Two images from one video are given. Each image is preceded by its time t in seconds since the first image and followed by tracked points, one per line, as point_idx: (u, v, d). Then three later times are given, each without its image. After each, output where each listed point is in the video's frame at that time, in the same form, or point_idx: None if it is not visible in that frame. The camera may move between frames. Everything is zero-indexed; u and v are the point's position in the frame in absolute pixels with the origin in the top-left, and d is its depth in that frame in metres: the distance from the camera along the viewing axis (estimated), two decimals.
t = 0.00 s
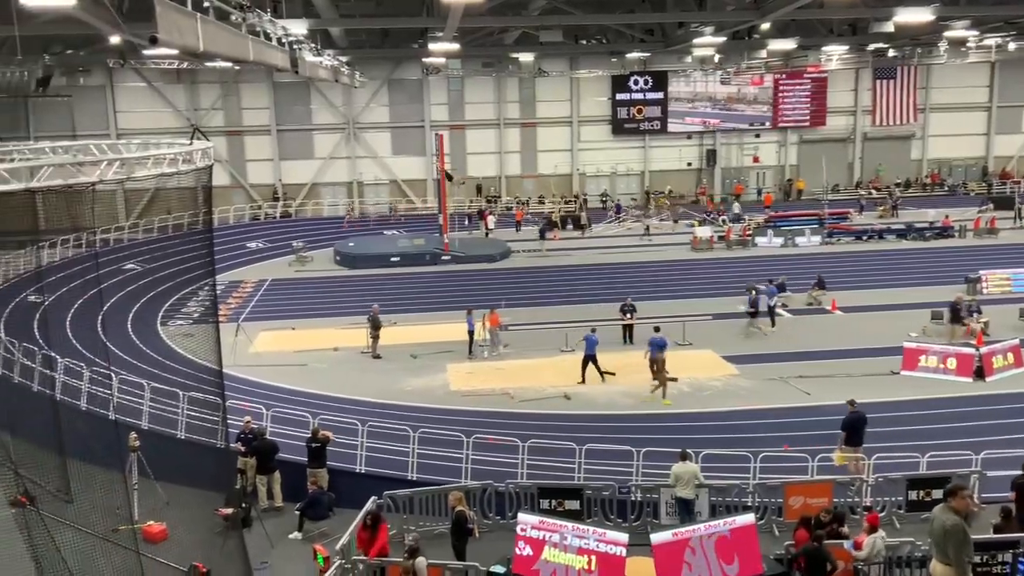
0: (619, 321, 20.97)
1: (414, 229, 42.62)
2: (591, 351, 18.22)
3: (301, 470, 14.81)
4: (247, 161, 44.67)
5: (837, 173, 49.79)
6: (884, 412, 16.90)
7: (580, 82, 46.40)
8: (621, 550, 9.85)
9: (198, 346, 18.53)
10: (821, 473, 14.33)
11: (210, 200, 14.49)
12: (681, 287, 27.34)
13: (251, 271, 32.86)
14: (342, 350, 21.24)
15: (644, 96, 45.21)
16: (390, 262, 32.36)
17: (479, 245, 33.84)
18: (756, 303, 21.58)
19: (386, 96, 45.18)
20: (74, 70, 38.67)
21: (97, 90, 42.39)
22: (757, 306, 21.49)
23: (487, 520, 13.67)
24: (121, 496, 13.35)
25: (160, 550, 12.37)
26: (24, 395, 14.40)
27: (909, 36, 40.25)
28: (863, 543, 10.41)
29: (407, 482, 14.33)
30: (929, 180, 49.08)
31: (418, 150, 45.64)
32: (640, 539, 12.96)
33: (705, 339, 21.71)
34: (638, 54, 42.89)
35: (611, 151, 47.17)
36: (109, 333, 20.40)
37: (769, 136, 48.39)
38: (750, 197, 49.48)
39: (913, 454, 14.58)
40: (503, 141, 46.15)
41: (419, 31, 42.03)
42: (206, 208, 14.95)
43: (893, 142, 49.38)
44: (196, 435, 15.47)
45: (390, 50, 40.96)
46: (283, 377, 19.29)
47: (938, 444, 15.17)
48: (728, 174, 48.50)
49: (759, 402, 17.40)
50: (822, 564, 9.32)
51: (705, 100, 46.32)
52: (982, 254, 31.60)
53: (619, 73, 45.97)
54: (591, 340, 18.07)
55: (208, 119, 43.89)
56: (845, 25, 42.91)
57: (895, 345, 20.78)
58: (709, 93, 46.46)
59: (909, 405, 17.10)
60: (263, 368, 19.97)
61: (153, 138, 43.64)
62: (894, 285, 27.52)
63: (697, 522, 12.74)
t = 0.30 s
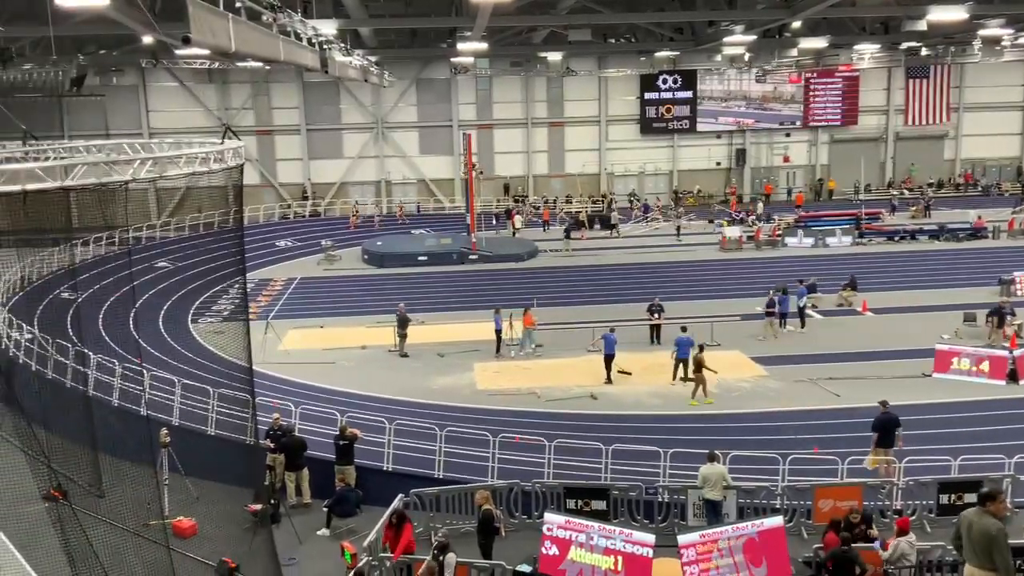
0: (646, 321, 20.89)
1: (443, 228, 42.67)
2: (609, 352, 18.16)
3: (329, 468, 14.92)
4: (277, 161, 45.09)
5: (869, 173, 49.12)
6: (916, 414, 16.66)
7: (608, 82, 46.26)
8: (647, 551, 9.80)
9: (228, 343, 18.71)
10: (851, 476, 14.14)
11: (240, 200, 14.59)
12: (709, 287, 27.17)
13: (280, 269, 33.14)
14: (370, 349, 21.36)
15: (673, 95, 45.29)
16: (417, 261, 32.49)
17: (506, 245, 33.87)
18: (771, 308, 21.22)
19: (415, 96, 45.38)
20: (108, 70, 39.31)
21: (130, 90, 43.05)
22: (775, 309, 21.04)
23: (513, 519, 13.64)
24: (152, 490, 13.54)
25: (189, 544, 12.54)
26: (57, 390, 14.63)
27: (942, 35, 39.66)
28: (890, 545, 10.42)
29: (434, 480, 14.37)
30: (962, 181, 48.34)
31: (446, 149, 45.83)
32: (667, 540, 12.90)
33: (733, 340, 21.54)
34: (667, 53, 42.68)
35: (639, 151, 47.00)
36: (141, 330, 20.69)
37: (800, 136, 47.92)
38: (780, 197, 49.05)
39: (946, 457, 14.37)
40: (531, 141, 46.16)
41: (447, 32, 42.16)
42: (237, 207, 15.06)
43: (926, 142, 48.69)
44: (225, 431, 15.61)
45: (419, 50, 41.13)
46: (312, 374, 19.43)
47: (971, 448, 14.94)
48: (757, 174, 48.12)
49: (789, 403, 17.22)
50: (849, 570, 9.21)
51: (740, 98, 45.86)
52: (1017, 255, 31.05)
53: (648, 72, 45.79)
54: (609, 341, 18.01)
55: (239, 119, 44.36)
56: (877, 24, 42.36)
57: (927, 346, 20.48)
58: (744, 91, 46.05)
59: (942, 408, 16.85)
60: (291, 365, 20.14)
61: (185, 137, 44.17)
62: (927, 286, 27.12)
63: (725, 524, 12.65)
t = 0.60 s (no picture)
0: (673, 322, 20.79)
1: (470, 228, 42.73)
2: (629, 352, 18.11)
3: (355, 466, 14.98)
4: (305, 160, 45.39)
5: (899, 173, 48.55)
6: (948, 417, 16.42)
7: (636, 81, 46.10)
8: (674, 552, 9.72)
9: (256, 341, 18.85)
10: (880, 480, 13.98)
11: (269, 199, 14.67)
12: (737, 287, 26.97)
13: (307, 268, 33.35)
14: (396, 347, 21.43)
15: (701, 94, 45.26)
16: (444, 260, 32.54)
17: (532, 244, 33.84)
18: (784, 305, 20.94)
19: (442, 96, 45.47)
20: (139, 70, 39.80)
21: (160, 91, 43.58)
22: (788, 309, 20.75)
23: (538, 519, 13.63)
24: (181, 486, 13.67)
25: (217, 540, 12.65)
26: (88, 386, 14.81)
27: (974, 33, 39.07)
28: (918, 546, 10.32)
29: (460, 479, 14.39)
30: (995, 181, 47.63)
31: (472, 149, 45.94)
32: (694, 542, 12.81)
33: (761, 341, 21.36)
34: (694, 52, 42.49)
35: (666, 150, 46.79)
36: (170, 328, 20.89)
37: (829, 135, 47.44)
38: (809, 197, 48.62)
39: (977, 461, 14.15)
40: (558, 141, 46.12)
41: (474, 32, 42.23)
42: (265, 207, 15.14)
43: (958, 142, 48.01)
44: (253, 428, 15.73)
45: (446, 50, 41.22)
46: (339, 373, 19.53)
47: (1003, 451, 14.69)
48: (786, 173, 47.73)
49: (818, 405, 17.04)
50: None
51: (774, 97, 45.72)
52: None
53: (676, 71, 45.56)
54: (630, 341, 17.95)
55: (268, 118, 44.72)
56: (908, 22, 41.84)
57: (960, 349, 20.17)
58: (778, 90, 45.81)
59: (974, 411, 16.60)
60: (318, 363, 20.25)
61: (214, 137, 44.61)
62: (958, 288, 26.74)
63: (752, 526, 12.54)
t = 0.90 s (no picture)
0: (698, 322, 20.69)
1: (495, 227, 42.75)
2: (650, 351, 18.03)
3: (380, 464, 15.04)
4: (332, 159, 45.66)
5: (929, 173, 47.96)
6: (979, 421, 16.20)
7: (662, 81, 45.89)
8: (698, 554, 9.68)
9: (282, 339, 19.00)
10: (909, 483, 13.82)
11: (297, 198, 14.74)
12: (763, 288, 26.78)
13: (333, 267, 33.55)
14: (421, 346, 21.51)
15: (728, 94, 44.89)
16: (469, 260, 32.59)
17: (557, 244, 33.84)
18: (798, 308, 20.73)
19: (468, 96, 45.57)
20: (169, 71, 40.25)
21: (189, 91, 44.05)
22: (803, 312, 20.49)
23: (562, 519, 13.61)
24: (209, 484, 13.80)
25: (245, 537, 12.75)
26: (119, 383, 14.99)
27: (1006, 32, 38.50)
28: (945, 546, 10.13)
29: (484, 478, 14.43)
30: None
31: (498, 149, 45.98)
32: (719, 544, 12.74)
33: (788, 342, 21.20)
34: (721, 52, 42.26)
35: (693, 150, 46.56)
36: (199, 326, 21.08)
37: (858, 135, 46.95)
38: (837, 197, 48.20)
39: (1009, 464, 13.96)
40: (583, 140, 46.05)
41: (501, 31, 42.27)
42: (293, 205, 15.22)
43: (989, 142, 47.36)
44: (280, 425, 15.87)
45: (472, 50, 41.30)
46: (364, 371, 19.64)
47: None
48: (814, 173, 47.34)
49: (846, 408, 16.89)
50: None
51: (807, 97, 45.45)
52: None
53: (703, 71, 45.32)
54: (652, 341, 17.90)
55: (295, 118, 45.06)
56: (938, 21, 41.30)
57: (992, 352, 19.89)
58: (810, 90, 45.64)
59: (1006, 414, 16.37)
60: (345, 362, 20.36)
61: (242, 137, 45.02)
62: (989, 289, 26.37)
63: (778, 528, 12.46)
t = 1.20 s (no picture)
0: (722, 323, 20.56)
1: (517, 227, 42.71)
2: (671, 352, 17.92)
3: (403, 463, 15.08)
4: (357, 159, 45.89)
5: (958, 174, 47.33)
6: (1009, 424, 15.96)
7: (687, 80, 45.65)
8: (723, 556, 9.61)
9: (307, 338, 19.12)
10: (936, 485, 13.65)
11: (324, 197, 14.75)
12: (789, 289, 26.57)
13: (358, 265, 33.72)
14: (444, 346, 21.55)
15: (754, 92, 44.67)
16: (492, 259, 32.59)
17: (581, 244, 33.80)
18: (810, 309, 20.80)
19: (492, 95, 45.61)
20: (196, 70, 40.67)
21: (216, 90, 44.51)
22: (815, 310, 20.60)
23: (585, 519, 13.57)
24: (234, 480, 13.91)
25: (269, 534, 12.84)
26: (146, 380, 15.16)
27: None
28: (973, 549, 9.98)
29: (507, 477, 14.43)
30: None
31: (523, 148, 45.98)
32: (744, 546, 12.65)
33: (814, 344, 21.02)
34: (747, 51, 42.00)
35: (718, 150, 46.28)
36: (226, 324, 21.27)
37: (886, 135, 46.41)
38: (864, 197, 47.72)
39: None
40: (608, 139, 45.95)
41: (526, 31, 42.27)
42: (319, 204, 15.25)
43: (1020, 142, 46.66)
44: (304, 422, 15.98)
45: (497, 49, 41.33)
46: (388, 370, 19.72)
47: None
48: (841, 173, 46.91)
49: (872, 410, 16.72)
50: None
51: (838, 96, 45.23)
52: None
53: (728, 70, 45.02)
54: (670, 342, 17.82)
55: (321, 117, 45.35)
56: (968, 20, 40.75)
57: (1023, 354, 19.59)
58: (843, 89, 45.37)
59: None
60: (368, 360, 20.46)
61: (269, 136, 45.38)
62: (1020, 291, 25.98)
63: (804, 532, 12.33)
